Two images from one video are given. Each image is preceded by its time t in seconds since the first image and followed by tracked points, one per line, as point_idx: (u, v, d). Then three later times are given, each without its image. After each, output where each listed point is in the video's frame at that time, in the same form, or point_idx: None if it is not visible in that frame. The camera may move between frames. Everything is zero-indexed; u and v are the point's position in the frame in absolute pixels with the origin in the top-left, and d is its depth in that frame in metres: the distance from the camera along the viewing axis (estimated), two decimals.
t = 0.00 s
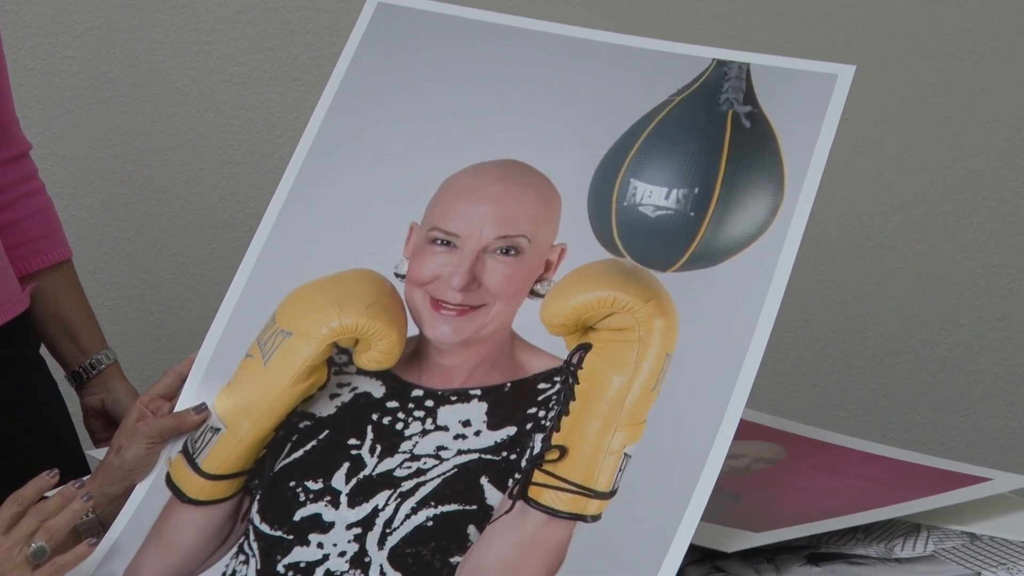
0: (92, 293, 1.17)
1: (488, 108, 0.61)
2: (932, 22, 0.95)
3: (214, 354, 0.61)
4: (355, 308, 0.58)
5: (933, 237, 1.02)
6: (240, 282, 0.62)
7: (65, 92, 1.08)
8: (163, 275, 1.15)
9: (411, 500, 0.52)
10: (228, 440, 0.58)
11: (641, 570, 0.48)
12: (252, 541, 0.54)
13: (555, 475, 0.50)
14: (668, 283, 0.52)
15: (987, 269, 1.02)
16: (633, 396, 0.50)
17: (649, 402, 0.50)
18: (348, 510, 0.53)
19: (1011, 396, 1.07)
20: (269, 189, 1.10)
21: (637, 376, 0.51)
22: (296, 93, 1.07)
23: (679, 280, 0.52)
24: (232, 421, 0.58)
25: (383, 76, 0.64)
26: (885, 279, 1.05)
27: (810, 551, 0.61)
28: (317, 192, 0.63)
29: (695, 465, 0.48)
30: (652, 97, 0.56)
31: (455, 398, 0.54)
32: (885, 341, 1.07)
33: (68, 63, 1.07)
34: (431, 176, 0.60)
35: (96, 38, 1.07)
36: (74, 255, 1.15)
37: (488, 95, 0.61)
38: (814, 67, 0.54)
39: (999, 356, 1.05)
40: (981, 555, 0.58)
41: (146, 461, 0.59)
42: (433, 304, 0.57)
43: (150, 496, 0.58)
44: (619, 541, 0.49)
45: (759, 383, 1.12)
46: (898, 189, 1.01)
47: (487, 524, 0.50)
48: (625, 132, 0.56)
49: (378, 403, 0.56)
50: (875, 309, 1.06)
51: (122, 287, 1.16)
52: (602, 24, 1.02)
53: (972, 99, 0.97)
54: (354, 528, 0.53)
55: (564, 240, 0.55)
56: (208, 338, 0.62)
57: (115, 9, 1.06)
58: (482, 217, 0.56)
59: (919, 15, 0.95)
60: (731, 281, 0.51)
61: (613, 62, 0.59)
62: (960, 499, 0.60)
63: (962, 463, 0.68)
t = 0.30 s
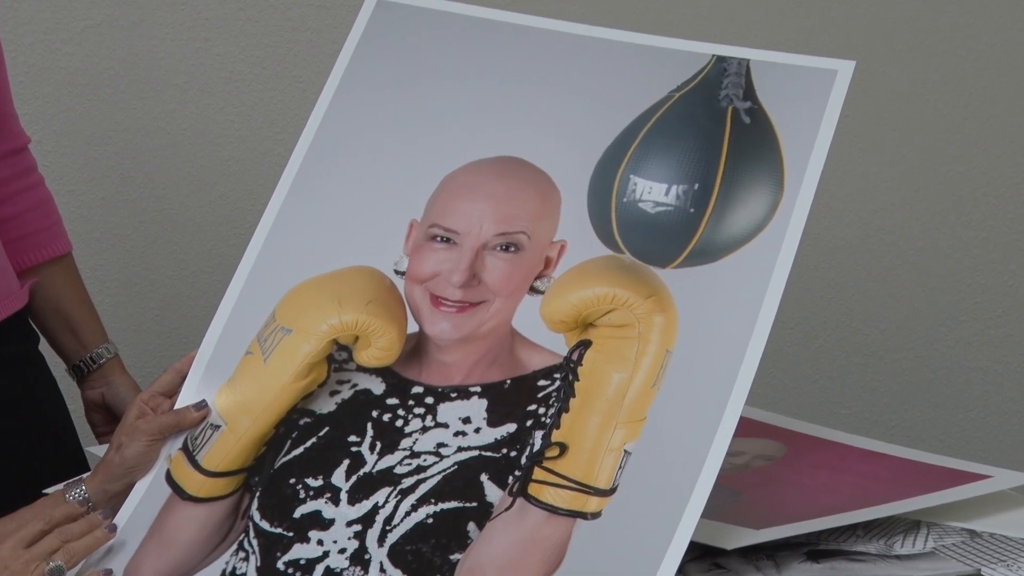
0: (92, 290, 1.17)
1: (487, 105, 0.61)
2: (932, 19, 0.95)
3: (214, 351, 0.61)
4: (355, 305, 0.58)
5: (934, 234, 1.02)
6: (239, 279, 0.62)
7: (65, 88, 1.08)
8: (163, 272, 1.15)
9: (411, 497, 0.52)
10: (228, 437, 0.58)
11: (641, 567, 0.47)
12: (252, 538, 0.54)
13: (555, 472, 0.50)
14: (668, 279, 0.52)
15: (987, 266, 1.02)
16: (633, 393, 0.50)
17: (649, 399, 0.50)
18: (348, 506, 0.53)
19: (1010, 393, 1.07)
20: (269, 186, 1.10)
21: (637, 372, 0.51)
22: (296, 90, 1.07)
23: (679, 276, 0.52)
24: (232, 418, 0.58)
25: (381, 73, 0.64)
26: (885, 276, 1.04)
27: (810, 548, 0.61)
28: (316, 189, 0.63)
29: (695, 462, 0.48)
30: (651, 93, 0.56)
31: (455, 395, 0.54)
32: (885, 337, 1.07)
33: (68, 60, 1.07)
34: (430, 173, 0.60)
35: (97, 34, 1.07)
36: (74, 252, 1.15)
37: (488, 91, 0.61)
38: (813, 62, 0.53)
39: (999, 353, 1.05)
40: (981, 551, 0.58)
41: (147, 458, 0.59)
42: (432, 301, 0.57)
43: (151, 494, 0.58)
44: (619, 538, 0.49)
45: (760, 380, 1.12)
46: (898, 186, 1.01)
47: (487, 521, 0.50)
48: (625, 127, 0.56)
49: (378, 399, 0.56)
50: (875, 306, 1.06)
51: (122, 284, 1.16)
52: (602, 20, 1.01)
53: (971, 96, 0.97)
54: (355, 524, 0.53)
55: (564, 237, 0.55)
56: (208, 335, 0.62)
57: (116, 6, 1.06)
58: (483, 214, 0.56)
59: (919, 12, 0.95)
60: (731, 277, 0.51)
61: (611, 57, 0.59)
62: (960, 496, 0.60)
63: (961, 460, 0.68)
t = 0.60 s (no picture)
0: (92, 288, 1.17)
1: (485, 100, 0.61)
2: (931, 17, 0.95)
3: (213, 346, 0.61)
4: (353, 299, 0.58)
5: (933, 232, 1.02)
6: (237, 275, 0.62)
7: (64, 86, 1.08)
8: (163, 270, 1.15)
9: (410, 491, 0.52)
10: (227, 433, 0.58)
11: (640, 560, 0.47)
12: (251, 533, 0.54)
13: (554, 466, 0.50)
14: (666, 271, 0.52)
15: (987, 264, 1.02)
16: (631, 385, 0.50)
17: (647, 391, 0.50)
18: (347, 501, 0.53)
19: (1010, 391, 1.07)
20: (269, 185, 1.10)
21: (636, 365, 0.51)
22: (296, 88, 1.07)
23: (677, 268, 0.52)
24: (231, 413, 0.58)
25: (380, 69, 0.64)
26: (884, 274, 1.05)
27: (810, 546, 0.61)
28: (313, 185, 0.63)
29: (693, 454, 0.48)
30: (648, 84, 0.56)
31: (454, 388, 0.54)
32: (884, 335, 1.07)
33: (68, 58, 1.07)
34: (428, 167, 0.60)
35: (97, 32, 1.07)
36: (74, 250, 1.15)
37: (486, 86, 0.61)
38: (811, 53, 0.53)
39: (999, 351, 1.05)
40: (981, 549, 0.58)
41: (146, 453, 0.59)
42: (431, 295, 0.57)
43: (150, 490, 0.58)
44: (618, 531, 0.49)
45: (759, 378, 1.12)
46: (897, 184, 1.01)
47: (486, 515, 0.50)
48: (624, 119, 0.56)
49: (377, 394, 0.56)
50: (875, 304, 1.06)
51: (122, 282, 1.17)
52: (601, 17, 1.02)
53: (971, 94, 0.97)
54: (354, 519, 0.53)
55: (562, 230, 0.55)
56: (206, 331, 0.62)
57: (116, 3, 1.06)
58: (480, 207, 0.56)
59: (919, 10, 0.95)
60: (729, 268, 0.51)
61: (609, 50, 0.59)
62: (960, 493, 0.60)
63: (961, 457, 0.68)
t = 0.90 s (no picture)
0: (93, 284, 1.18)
1: (481, 88, 0.60)
2: (932, 14, 0.95)
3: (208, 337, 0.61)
4: (348, 288, 0.58)
5: (933, 230, 1.02)
6: (231, 265, 0.62)
7: (65, 84, 1.09)
8: (164, 268, 1.16)
9: (408, 482, 0.52)
10: (224, 424, 0.58)
11: (640, 547, 0.47)
12: (250, 527, 0.54)
13: (551, 454, 0.50)
14: (661, 254, 0.52)
15: (987, 262, 1.02)
16: (627, 369, 0.50)
17: (644, 375, 0.50)
18: (345, 493, 0.53)
19: (1010, 389, 1.07)
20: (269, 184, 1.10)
21: (632, 349, 0.51)
22: (296, 86, 1.07)
23: (672, 249, 0.52)
24: (227, 404, 0.58)
25: (377, 57, 0.64)
26: (884, 272, 1.04)
27: (810, 544, 0.60)
28: (305, 174, 0.63)
29: (690, 439, 0.48)
30: (641, 64, 0.56)
31: (450, 376, 0.54)
32: (884, 333, 1.07)
33: (68, 55, 1.07)
34: (422, 154, 0.60)
35: (96, 30, 1.07)
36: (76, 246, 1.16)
37: (482, 76, 0.61)
38: (804, 27, 0.53)
39: (1001, 348, 1.05)
40: (983, 547, 0.58)
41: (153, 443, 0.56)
42: (425, 281, 0.57)
43: (149, 484, 0.58)
44: (615, 519, 0.48)
45: (758, 373, 1.12)
46: (897, 181, 1.01)
47: (485, 506, 0.50)
48: (617, 99, 0.56)
49: (373, 383, 0.56)
50: (875, 301, 1.06)
51: (123, 280, 1.17)
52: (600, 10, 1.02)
53: (971, 91, 0.96)
54: (352, 511, 0.53)
55: (556, 214, 0.55)
56: (201, 322, 0.62)
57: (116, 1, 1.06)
58: (474, 192, 0.56)
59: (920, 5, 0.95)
60: (723, 249, 0.51)
61: (603, 33, 0.58)
62: (961, 491, 0.60)
63: (961, 455, 0.68)
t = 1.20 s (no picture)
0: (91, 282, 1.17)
1: (483, 88, 0.60)
2: (933, 12, 0.95)
3: (208, 336, 0.61)
4: (349, 288, 0.58)
5: (934, 228, 1.02)
6: (232, 265, 0.62)
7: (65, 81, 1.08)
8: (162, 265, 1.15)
9: (408, 482, 0.52)
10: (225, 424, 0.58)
11: (640, 549, 0.47)
12: (250, 526, 0.54)
13: (552, 455, 0.50)
14: (663, 257, 0.52)
15: (988, 259, 1.02)
16: (629, 372, 0.50)
17: (645, 378, 0.50)
18: (346, 493, 0.53)
19: (1010, 386, 1.07)
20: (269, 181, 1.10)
21: (633, 352, 0.50)
22: (296, 82, 1.07)
23: (674, 253, 0.52)
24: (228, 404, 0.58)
25: (378, 56, 0.64)
26: (885, 270, 1.04)
27: (810, 541, 0.60)
28: (307, 174, 0.63)
29: (691, 442, 0.48)
30: (643, 68, 0.56)
31: (451, 377, 0.54)
32: (885, 331, 1.07)
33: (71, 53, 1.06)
34: (424, 155, 0.60)
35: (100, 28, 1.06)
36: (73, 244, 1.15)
37: (485, 75, 0.61)
38: (806, 34, 0.53)
39: (1000, 346, 1.05)
40: (983, 544, 0.58)
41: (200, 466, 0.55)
42: (427, 283, 0.57)
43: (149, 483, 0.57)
44: (616, 521, 0.48)
45: (760, 372, 1.11)
46: (898, 179, 1.00)
47: (485, 507, 0.50)
48: (619, 104, 0.56)
49: (374, 383, 0.56)
50: (875, 299, 1.05)
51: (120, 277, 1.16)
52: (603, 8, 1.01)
53: (972, 89, 0.96)
54: (353, 511, 0.52)
55: (558, 216, 0.55)
56: (201, 321, 0.62)
57: None
58: (476, 194, 0.56)
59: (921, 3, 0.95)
60: (726, 254, 0.51)
61: (604, 35, 0.58)
62: (965, 487, 0.60)
63: (960, 452, 0.68)
